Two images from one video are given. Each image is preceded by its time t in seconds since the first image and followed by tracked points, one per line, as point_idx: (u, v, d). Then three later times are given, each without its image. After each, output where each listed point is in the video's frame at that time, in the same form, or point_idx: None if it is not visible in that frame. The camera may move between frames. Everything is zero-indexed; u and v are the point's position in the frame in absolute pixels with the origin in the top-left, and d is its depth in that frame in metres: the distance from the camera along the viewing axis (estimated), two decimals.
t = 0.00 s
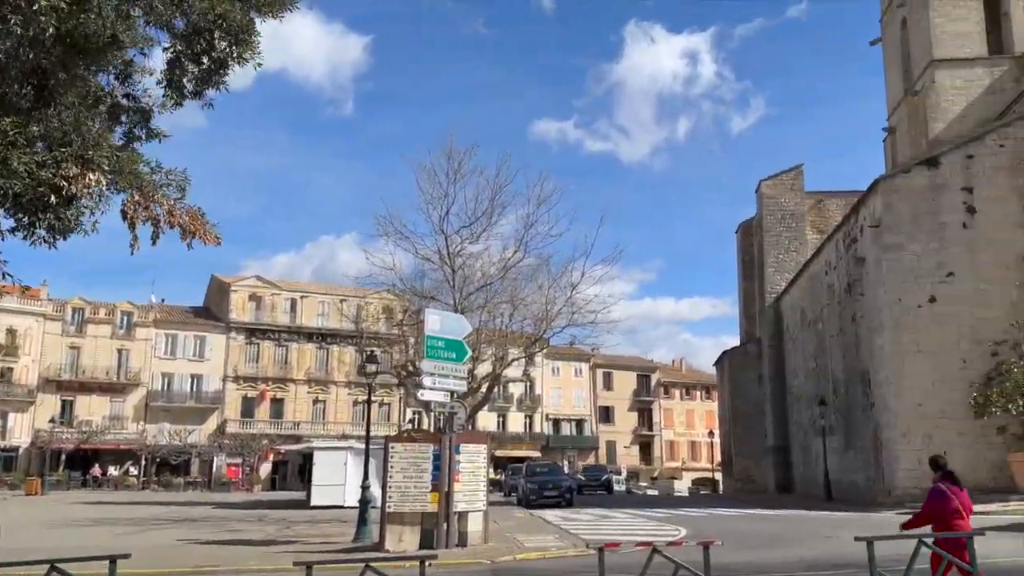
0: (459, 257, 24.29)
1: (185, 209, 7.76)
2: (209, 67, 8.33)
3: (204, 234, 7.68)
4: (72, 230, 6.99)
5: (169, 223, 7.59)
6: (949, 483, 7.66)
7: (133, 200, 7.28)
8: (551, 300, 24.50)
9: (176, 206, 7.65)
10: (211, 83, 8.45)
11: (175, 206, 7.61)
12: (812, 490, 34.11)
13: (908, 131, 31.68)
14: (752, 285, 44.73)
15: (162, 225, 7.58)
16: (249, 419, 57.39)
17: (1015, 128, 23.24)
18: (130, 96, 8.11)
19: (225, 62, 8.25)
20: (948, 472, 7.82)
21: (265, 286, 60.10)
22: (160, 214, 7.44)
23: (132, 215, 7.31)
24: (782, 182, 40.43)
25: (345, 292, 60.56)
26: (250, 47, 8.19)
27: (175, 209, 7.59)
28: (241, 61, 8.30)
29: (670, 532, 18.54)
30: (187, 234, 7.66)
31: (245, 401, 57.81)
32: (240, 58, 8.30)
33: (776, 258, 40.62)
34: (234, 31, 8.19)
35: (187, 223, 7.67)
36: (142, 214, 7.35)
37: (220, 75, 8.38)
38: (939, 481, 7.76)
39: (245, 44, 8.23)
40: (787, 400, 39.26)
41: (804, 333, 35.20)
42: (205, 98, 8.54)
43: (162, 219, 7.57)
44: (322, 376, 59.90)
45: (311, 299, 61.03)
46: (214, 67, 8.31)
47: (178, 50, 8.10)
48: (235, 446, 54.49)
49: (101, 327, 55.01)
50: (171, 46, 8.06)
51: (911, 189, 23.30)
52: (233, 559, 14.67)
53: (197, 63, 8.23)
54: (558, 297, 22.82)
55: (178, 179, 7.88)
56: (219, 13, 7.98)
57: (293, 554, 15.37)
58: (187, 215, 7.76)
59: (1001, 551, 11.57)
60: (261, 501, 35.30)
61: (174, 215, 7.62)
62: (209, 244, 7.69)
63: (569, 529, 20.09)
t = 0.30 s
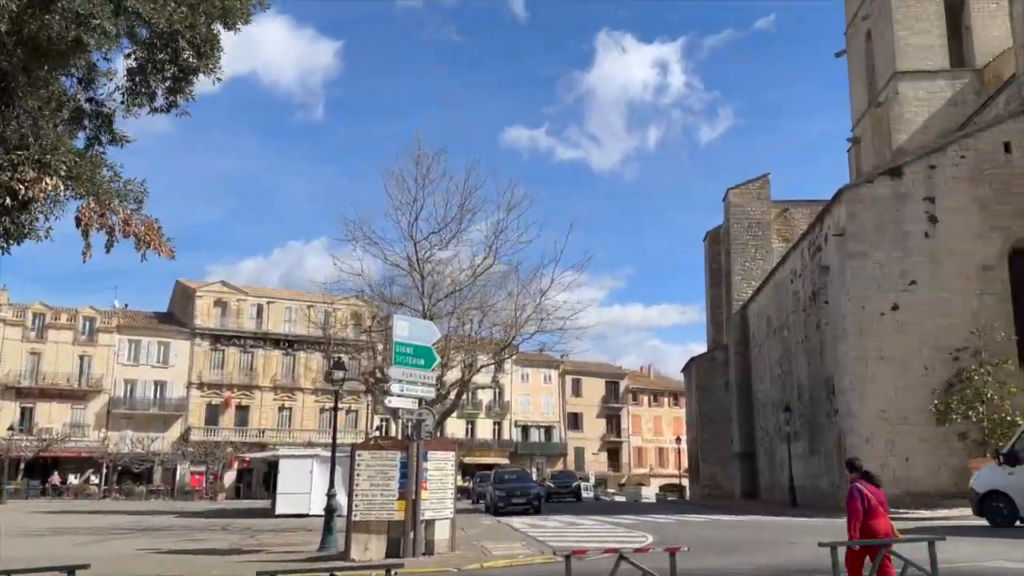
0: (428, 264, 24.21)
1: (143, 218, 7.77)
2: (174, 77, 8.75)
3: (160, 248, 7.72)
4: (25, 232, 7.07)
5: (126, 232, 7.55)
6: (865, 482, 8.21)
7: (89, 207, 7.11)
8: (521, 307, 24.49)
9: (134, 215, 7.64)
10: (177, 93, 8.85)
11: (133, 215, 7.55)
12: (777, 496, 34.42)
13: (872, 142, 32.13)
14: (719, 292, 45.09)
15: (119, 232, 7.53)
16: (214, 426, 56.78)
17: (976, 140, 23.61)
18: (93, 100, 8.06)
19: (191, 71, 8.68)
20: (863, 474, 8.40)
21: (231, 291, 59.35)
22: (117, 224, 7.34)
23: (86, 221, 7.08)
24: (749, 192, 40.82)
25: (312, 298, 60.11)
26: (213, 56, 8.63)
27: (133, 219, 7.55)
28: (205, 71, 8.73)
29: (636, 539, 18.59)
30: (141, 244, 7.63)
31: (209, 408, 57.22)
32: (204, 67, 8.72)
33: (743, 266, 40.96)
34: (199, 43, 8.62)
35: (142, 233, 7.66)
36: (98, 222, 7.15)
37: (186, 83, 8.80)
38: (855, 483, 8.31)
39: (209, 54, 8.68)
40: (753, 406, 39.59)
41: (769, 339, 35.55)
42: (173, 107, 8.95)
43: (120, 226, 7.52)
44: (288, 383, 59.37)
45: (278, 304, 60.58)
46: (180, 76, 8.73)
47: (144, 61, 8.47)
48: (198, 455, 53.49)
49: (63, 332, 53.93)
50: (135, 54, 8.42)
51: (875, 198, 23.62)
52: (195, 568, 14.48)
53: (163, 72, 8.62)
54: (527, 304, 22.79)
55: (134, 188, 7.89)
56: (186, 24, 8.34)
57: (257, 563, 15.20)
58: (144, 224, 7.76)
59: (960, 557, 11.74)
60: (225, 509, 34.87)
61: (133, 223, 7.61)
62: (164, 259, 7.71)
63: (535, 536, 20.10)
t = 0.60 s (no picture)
0: (398, 269, 24.13)
1: (97, 233, 8.57)
2: (130, 87, 9.03)
3: (110, 263, 8.38)
4: None
5: (78, 246, 8.37)
6: (781, 492, 8.54)
7: (42, 217, 8.10)
8: (491, 313, 24.46)
9: (86, 229, 8.46)
10: (132, 103, 9.12)
11: (85, 229, 8.40)
12: (744, 502, 34.65)
13: (838, 151, 32.49)
14: (688, 299, 45.38)
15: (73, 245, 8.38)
16: (178, 433, 56.10)
17: (939, 150, 23.93)
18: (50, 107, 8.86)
19: (150, 83, 8.94)
20: (784, 484, 8.76)
21: (195, 296, 58.67)
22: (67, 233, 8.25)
23: (36, 228, 8.16)
24: (717, 199, 41.15)
25: (278, 304, 59.59)
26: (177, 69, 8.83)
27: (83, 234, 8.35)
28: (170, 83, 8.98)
29: (604, 545, 18.63)
30: (92, 257, 8.37)
31: (173, 415, 56.58)
32: (164, 82, 8.98)
33: (711, 273, 41.25)
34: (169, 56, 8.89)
35: (95, 247, 8.42)
36: (48, 231, 8.16)
37: (142, 94, 9.05)
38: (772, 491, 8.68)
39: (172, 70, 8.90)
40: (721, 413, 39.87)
41: (737, 346, 35.80)
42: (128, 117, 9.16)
43: (72, 240, 8.39)
44: (254, 390, 58.69)
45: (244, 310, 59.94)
46: (141, 86, 9.01)
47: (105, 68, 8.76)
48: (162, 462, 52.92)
49: (24, 338, 53.03)
50: (98, 58, 8.69)
51: (841, 207, 23.97)
52: None
53: (123, 81, 8.93)
54: (498, 310, 22.76)
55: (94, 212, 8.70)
56: (150, 38, 8.58)
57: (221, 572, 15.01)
58: (98, 239, 8.55)
59: (922, 563, 11.82)
60: (192, 517, 34.40)
61: (86, 239, 8.42)
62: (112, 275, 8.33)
63: (503, 543, 20.08)
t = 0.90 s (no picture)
0: (368, 275, 24.02)
1: (62, 234, 9.58)
2: (93, 87, 9.55)
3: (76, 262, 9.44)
4: None
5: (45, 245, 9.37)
6: (714, 499, 9.09)
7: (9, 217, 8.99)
8: (462, 319, 24.40)
9: (53, 231, 9.46)
10: (91, 102, 9.63)
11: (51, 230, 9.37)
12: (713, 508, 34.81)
13: (806, 160, 32.84)
14: (658, 306, 45.61)
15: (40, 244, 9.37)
16: (143, 440, 55.35)
17: (904, 160, 24.27)
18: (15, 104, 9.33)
19: (114, 82, 9.55)
20: (715, 490, 9.27)
21: (160, 300, 57.96)
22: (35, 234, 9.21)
23: (4, 229, 8.89)
24: (687, 207, 41.43)
25: (246, 309, 59.08)
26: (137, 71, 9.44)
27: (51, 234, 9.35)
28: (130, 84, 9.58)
29: (574, 551, 18.61)
30: (59, 257, 9.43)
31: (138, 422, 55.82)
32: (127, 82, 9.58)
33: (681, 280, 41.46)
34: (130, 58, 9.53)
35: (62, 248, 9.45)
36: (15, 230, 9.05)
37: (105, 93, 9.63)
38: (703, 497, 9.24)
39: (138, 69, 9.56)
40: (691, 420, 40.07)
41: (707, 352, 36.01)
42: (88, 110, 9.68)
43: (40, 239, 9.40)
44: (221, 396, 58.09)
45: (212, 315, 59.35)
46: (102, 86, 9.58)
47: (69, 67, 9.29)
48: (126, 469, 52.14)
49: None
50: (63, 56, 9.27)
51: (808, 215, 24.23)
52: None
53: (85, 80, 9.43)
54: (469, 316, 22.71)
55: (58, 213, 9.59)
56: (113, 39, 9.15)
57: None
58: (63, 242, 9.58)
59: (886, 567, 11.93)
60: (155, 525, 33.87)
61: (52, 240, 9.43)
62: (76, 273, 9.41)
63: (473, 550, 19.97)
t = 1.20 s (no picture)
0: (338, 279, 23.87)
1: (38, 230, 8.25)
2: (65, 83, 8.74)
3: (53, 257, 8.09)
4: None
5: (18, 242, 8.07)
6: (644, 499, 9.13)
7: None
8: (433, 325, 24.32)
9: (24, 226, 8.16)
10: (66, 99, 8.81)
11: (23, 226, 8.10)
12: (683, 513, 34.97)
13: (776, 169, 33.16)
14: (630, 312, 45.80)
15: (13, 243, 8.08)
16: (107, 446, 54.53)
17: (871, 169, 24.55)
18: None
19: (82, 76, 8.69)
20: (647, 491, 9.29)
21: (126, 304, 57.15)
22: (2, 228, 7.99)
23: None
24: (658, 214, 41.68)
25: (213, 314, 58.48)
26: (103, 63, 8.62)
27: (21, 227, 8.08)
28: (100, 79, 8.75)
29: (544, 557, 18.59)
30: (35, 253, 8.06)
31: (102, 428, 55.00)
32: (96, 76, 8.74)
33: (653, 286, 41.63)
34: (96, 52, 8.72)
35: (38, 243, 8.10)
36: None
37: (78, 89, 8.78)
38: (636, 498, 9.23)
39: (104, 62, 8.75)
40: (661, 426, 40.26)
41: (677, 359, 36.20)
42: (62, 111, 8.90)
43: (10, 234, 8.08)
44: (187, 402, 57.50)
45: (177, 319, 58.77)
46: (73, 83, 8.74)
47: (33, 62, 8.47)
48: (89, 476, 51.24)
49: None
50: (26, 56, 8.48)
51: (777, 223, 24.41)
52: None
53: (55, 77, 8.64)
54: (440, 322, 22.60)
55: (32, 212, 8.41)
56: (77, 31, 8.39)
57: None
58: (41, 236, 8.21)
59: (854, 572, 12.02)
60: (120, 533, 33.33)
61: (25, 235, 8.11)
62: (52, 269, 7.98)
63: (443, 557, 19.82)
